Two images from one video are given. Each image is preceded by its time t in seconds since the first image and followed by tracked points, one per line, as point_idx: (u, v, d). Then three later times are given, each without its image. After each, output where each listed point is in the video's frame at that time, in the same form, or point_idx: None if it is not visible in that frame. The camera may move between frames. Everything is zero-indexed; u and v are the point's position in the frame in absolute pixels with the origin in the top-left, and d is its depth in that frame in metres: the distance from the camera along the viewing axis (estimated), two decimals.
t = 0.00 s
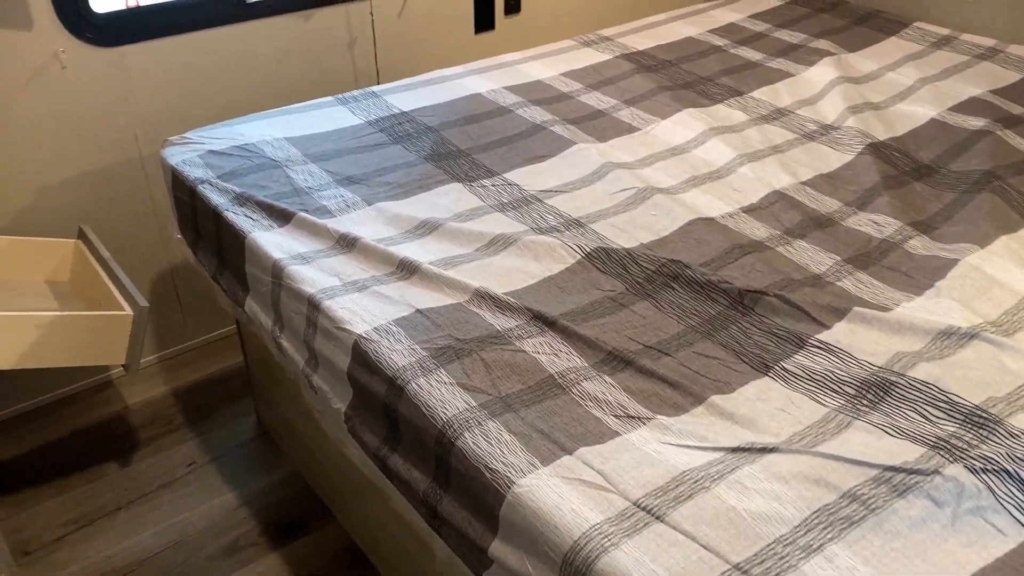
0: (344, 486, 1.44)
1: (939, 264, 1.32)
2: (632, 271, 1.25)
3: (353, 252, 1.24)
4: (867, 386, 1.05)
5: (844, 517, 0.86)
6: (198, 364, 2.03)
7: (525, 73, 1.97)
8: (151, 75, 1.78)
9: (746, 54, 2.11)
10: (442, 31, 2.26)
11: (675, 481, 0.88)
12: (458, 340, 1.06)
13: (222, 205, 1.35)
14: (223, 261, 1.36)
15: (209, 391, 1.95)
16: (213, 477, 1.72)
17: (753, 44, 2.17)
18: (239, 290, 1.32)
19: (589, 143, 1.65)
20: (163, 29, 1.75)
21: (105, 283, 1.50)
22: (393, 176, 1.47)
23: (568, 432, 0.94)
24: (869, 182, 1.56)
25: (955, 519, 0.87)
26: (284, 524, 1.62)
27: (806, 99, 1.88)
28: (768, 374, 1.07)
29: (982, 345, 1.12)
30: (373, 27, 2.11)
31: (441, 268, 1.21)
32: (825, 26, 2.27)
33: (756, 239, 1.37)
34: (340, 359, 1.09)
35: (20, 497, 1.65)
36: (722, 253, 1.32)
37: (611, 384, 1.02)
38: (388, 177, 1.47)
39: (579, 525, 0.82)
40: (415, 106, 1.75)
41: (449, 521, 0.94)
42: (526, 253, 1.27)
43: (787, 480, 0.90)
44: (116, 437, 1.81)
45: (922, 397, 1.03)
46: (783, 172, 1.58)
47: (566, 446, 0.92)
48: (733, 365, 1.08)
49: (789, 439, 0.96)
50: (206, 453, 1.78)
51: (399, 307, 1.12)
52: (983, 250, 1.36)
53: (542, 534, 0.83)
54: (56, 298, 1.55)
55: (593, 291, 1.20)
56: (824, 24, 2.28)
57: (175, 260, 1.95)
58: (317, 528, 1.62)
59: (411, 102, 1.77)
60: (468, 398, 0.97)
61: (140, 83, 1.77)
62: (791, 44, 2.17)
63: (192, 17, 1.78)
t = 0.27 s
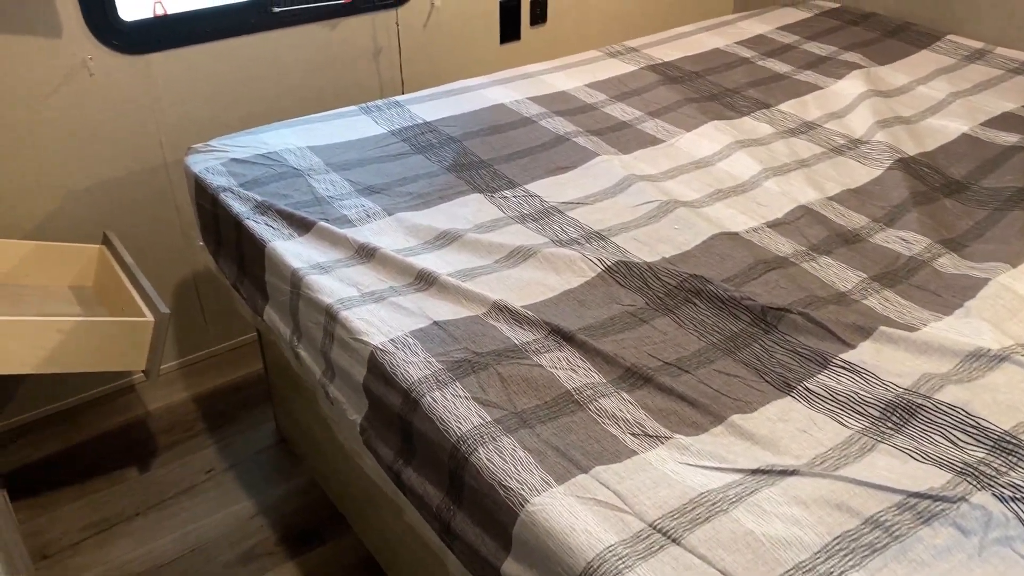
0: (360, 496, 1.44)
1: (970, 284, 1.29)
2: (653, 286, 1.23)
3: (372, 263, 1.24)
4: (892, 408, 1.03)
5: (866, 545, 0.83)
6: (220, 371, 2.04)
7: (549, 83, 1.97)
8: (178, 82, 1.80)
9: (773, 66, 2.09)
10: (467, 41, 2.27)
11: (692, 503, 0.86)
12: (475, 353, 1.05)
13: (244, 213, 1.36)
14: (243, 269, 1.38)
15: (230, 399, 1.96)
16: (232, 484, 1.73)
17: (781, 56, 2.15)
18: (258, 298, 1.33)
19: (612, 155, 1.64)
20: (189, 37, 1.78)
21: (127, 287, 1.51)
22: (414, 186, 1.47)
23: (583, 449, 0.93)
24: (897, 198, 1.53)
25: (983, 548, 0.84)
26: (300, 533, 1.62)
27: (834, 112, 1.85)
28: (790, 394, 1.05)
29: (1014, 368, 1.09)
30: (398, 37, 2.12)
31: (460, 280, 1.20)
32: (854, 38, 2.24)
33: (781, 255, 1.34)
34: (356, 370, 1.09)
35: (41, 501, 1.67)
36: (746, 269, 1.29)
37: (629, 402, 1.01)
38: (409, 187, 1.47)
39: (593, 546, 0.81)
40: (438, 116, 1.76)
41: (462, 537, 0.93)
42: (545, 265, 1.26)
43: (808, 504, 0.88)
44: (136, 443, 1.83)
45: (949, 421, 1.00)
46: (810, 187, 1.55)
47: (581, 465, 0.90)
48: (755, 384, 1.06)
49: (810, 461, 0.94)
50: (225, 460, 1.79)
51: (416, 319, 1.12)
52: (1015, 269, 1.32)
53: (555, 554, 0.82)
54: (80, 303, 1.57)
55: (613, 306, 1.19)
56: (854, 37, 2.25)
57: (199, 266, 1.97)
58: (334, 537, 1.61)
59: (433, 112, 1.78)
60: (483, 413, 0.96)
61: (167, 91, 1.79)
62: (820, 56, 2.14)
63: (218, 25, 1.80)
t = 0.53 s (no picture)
0: (377, 507, 1.43)
1: (999, 305, 1.26)
2: (674, 302, 1.22)
3: (391, 274, 1.24)
4: (917, 432, 1.00)
5: (890, 573, 0.81)
6: (240, 378, 2.05)
7: (573, 96, 1.96)
8: (203, 91, 1.82)
9: (800, 80, 2.07)
10: (492, 52, 2.27)
11: (710, 526, 0.85)
12: (492, 368, 1.05)
13: (266, 223, 1.37)
14: (264, 277, 1.38)
15: (250, 406, 1.97)
16: (249, 492, 1.73)
17: (808, 70, 2.12)
18: (278, 308, 1.34)
19: (635, 168, 1.63)
20: (216, 47, 1.80)
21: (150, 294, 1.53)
22: (436, 198, 1.47)
23: (600, 468, 0.92)
24: (925, 215, 1.50)
25: None
26: (316, 543, 1.62)
27: (861, 127, 1.83)
28: (813, 415, 1.03)
29: None
30: (423, 48, 2.13)
31: (479, 292, 1.20)
32: (883, 52, 2.22)
33: (805, 272, 1.32)
34: (373, 383, 1.08)
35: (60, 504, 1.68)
36: (769, 286, 1.27)
37: (648, 420, 0.99)
38: (430, 199, 1.47)
39: (608, 568, 0.80)
40: (461, 127, 1.76)
41: (476, 554, 0.92)
42: (565, 279, 1.25)
43: (829, 530, 0.86)
44: (155, 448, 1.84)
45: (976, 446, 0.98)
46: (836, 204, 1.53)
47: (598, 484, 0.89)
48: (777, 405, 1.04)
49: (832, 485, 0.92)
50: (243, 468, 1.79)
51: (434, 331, 1.11)
52: None
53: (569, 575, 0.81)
54: (102, 308, 1.58)
55: (633, 321, 1.17)
56: (882, 51, 2.23)
57: (221, 273, 1.98)
58: (350, 547, 1.61)
59: (456, 123, 1.78)
60: (499, 429, 0.96)
61: (193, 99, 1.81)
62: (847, 70, 2.12)
63: (245, 35, 1.82)
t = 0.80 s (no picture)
0: (392, 518, 1.43)
1: None
2: (696, 318, 1.20)
3: (410, 284, 1.24)
4: (943, 457, 0.98)
5: None
6: (260, 383, 2.07)
7: (598, 107, 1.95)
8: (231, 97, 1.84)
9: (827, 95, 2.04)
10: (517, 63, 2.27)
11: (728, 550, 0.83)
12: (510, 382, 1.04)
13: (287, 230, 1.38)
14: (285, 285, 1.39)
15: (269, 412, 1.98)
16: (266, 498, 1.74)
17: (836, 85, 2.10)
18: (298, 316, 1.34)
19: (659, 181, 1.62)
20: (244, 54, 1.81)
21: (172, 299, 1.54)
22: (457, 208, 1.47)
23: (617, 487, 0.90)
24: (955, 234, 1.47)
25: None
26: (331, 552, 1.62)
27: (890, 144, 1.80)
28: (835, 437, 1.01)
29: None
30: (448, 57, 2.14)
31: (498, 305, 1.19)
32: (913, 68, 2.19)
33: (830, 290, 1.30)
34: (390, 394, 1.08)
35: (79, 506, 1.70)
36: (793, 303, 1.25)
37: (666, 439, 0.98)
38: (452, 209, 1.46)
39: None
40: (484, 138, 1.76)
41: (490, 571, 0.91)
42: (585, 293, 1.24)
43: (851, 557, 0.83)
44: (175, 452, 1.86)
45: (1005, 474, 0.95)
46: (862, 222, 1.50)
47: (615, 503, 0.88)
48: (798, 426, 1.02)
49: (855, 510, 0.90)
50: (260, 474, 1.80)
51: (452, 343, 1.11)
52: None
53: None
54: (125, 312, 1.59)
55: (654, 337, 1.16)
56: (912, 66, 2.19)
57: (244, 279, 1.99)
58: (365, 557, 1.61)
59: (479, 134, 1.78)
60: (515, 444, 0.95)
61: (219, 106, 1.83)
62: (876, 85, 2.09)
63: (272, 42, 1.84)
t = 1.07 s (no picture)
0: (411, 529, 1.41)
1: None
2: (724, 334, 1.18)
3: (433, 294, 1.22)
4: (979, 484, 0.94)
5: None
6: (282, 389, 2.07)
7: (626, 117, 1.94)
8: (258, 103, 1.84)
9: (860, 107, 2.01)
10: (545, 71, 2.26)
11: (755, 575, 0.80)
12: (533, 396, 1.02)
13: (312, 237, 1.38)
14: (308, 293, 1.39)
15: (291, 418, 1.98)
16: (286, 505, 1.73)
17: (869, 97, 2.06)
18: (321, 324, 1.34)
19: (687, 193, 1.59)
20: (272, 60, 1.82)
21: (196, 303, 1.54)
22: (482, 217, 1.46)
23: (641, 508, 0.88)
24: (992, 252, 1.43)
25: None
26: (349, 562, 1.61)
27: (924, 158, 1.76)
28: (867, 460, 0.98)
29: None
30: (476, 66, 2.14)
31: (521, 317, 1.18)
32: (948, 80, 2.14)
33: (862, 307, 1.27)
34: (411, 406, 1.07)
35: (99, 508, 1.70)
36: (824, 320, 1.22)
37: (693, 458, 0.96)
38: (477, 218, 1.45)
39: None
40: (510, 147, 1.75)
41: None
42: (610, 306, 1.22)
43: None
44: (196, 457, 1.86)
45: None
46: (896, 237, 1.47)
47: (639, 524, 0.86)
48: (828, 447, 0.99)
49: (887, 537, 0.87)
50: (280, 481, 1.80)
51: (474, 355, 1.09)
52: None
53: None
54: (149, 316, 1.60)
55: (680, 353, 1.14)
56: (947, 79, 2.15)
57: (268, 284, 2.00)
58: (383, 568, 1.59)
59: (505, 142, 1.77)
60: (537, 460, 0.93)
61: (247, 111, 1.84)
62: (910, 98, 2.05)
63: (300, 49, 1.84)
